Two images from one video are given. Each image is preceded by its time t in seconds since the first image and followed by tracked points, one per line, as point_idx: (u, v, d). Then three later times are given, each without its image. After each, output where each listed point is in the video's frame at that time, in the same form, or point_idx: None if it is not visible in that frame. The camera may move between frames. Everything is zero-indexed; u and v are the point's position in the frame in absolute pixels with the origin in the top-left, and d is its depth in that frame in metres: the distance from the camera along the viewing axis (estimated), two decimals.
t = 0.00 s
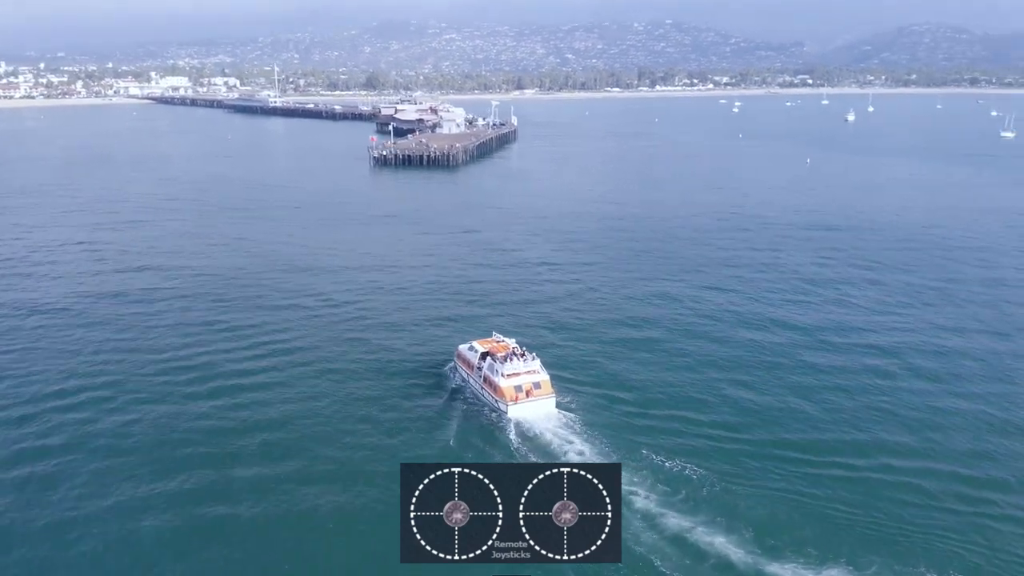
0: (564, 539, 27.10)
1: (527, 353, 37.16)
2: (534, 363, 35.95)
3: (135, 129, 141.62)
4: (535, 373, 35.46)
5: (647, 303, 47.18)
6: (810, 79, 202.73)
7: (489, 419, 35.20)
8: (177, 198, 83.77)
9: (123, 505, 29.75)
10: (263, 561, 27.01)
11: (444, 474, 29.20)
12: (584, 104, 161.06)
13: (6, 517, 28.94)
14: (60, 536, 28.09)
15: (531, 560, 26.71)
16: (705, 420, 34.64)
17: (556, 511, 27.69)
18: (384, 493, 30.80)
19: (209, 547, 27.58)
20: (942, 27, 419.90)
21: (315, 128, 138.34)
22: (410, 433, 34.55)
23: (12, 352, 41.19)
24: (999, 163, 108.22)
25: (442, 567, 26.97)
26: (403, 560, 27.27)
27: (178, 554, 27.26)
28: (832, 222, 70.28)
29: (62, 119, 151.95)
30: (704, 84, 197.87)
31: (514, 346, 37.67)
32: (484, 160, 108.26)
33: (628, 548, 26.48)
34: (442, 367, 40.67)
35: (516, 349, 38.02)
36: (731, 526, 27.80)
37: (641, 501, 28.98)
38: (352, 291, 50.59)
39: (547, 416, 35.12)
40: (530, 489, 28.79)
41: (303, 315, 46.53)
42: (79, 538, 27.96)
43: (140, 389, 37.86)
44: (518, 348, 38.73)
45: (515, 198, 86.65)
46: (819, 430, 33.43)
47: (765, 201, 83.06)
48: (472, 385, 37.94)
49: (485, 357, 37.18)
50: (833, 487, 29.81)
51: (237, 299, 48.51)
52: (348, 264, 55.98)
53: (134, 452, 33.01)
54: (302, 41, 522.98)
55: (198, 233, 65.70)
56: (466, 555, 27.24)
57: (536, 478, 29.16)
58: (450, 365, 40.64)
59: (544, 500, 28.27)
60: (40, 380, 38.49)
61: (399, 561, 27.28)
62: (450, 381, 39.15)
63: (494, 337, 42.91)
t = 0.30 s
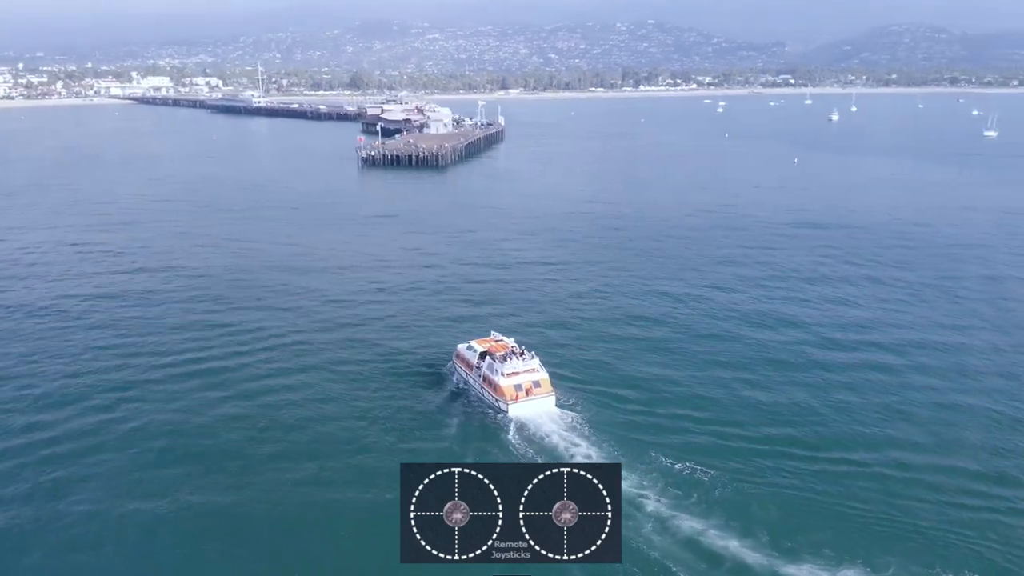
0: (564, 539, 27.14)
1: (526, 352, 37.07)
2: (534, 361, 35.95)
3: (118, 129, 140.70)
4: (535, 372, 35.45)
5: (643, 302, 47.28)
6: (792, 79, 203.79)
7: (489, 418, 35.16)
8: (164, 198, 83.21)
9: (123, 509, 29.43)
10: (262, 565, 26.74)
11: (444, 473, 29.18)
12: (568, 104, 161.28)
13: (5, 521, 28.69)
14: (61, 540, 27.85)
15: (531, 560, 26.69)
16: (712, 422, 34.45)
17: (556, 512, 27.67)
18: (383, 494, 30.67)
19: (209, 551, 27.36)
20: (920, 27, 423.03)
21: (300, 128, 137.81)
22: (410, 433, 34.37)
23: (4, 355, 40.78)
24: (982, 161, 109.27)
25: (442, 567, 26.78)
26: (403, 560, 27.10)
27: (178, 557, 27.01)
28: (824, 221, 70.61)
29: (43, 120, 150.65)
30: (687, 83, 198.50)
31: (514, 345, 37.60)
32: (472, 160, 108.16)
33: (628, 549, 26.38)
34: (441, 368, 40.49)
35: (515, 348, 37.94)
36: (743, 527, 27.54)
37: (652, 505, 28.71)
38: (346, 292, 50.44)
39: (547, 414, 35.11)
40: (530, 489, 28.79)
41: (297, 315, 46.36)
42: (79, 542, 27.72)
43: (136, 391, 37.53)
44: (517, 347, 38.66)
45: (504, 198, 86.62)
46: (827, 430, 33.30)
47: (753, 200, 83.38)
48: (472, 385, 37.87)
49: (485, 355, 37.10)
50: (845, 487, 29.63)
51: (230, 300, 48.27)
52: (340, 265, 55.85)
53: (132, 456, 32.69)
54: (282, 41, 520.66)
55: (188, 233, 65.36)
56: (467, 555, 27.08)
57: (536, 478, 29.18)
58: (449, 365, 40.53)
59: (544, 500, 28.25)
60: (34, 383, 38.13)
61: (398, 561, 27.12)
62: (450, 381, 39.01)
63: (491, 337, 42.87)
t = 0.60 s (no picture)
0: (564, 539, 27.07)
1: (526, 352, 36.95)
2: (534, 362, 35.82)
3: (99, 130, 139.62)
4: (534, 372, 35.33)
5: (639, 302, 47.38)
6: (775, 80, 204.78)
7: (489, 419, 35.01)
8: (151, 199, 82.60)
9: (121, 514, 29.04)
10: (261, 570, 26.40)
11: (444, 474, 29.23)
12: (553, 105, 161.39)
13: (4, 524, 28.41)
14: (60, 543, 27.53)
15: (531, 560, 26.54)
16: (719, 425, 34.12)
17: (556, 512, 27.68)
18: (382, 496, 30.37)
19: (208, 556, 26.96)
20: (900, 28, 425.98)
21: (285, 129, 137.21)
22: (410, 436, 34.09)
23: None
24: (966, 161, 110.12)
25: (442, 567, 26.60)
26: (403, 560, 26.91)
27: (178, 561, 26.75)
28: (815, 220, 70.93)
29: (25, 120, 149.31)
30: (671, 84, 199.11)
31: (513, 346, 37.46)
32: (460, 161, 108.04)
33: (628, 549, 26.30)
34: (440, 369, 40.24)
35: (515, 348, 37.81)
36: (758, 531, 27.14)
37: (665, 509, 28.32)
38: (341, 293, 50.30)
39: (547, 414, 34.96)
40: (529, 490, 28.82)
41: (292, 316, 46.14)
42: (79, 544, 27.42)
43: (130, 394, 37.11)
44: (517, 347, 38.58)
45: (493, 199, 86.47)
46: (835, 433, 33.04)
47: (742, 201, 83.64)
48: (471, 385, 37.71)
49: (484, 356, 36.92)
50: (856, 489, 29.33)
51: (224, 302, 48.05)
52: (333, 266, 55.68)
53: (129, 460, 32.28)
54: (262, 41, 518.15)
55: (178, 234, 64.95)
56: (467, 555, 27.02)
57: (535, 479, 29.22)
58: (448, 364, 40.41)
59: (544, 501, 28.29)
60: (27, 386, 37.68)
61: (399, 561, 26.93)
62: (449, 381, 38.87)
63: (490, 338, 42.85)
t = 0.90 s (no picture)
0: (564, 539, 27.00)
1: (526, 354, 36.68)
2: (533, 363, 35.62)
3: (81, 131, 138.57)
4: (534, 374, 35.13)
5: (635, 301, 47.38)
6: (758, 81, 205.92)
7: (488, 421, 34.76)
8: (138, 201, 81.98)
9: (121, 522, 28.55)
10: None
11: (444, 473, 28.77)
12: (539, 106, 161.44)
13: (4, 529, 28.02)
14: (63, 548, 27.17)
15: (532, 560, 26.56)
16: (729, 429, 33.64)
17: (556, 512, 27.35)
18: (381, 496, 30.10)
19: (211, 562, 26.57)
20: (879, 29, 429.18)
21: (270, 130, 136.61)
22: (411, 439, 33.74)
23: None
24: (950, 161, 110.96)
25: (442, 567, 26.53)
26: (403, 560, 26.79)
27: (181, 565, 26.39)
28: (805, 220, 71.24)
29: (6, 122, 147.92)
30: (654, 85, 199.76)
31: (512, 348, 37.21)
32: (449, 162, 107.81)
33: (629, 549, 26.23)
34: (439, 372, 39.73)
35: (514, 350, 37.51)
36: (774, 537, 26.77)
37: (678, 516, 27.83)
38: (336, 294, 50.05)
39: (547, 416, 34.77)
40: (530, 489, 28.48)
41: (288, 318, 45.85)
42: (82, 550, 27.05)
43: (126, 400, 36.54)
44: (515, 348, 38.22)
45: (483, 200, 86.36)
46: (847, 436, 32.76)
47: (732, 201, 83.90)
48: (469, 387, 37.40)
49: (483, 358, 36.63)
50: (870, 494, 29.05)
51: (218, 304, 47.69)
52: (326, 268, 55.39)
53: (127, 464, 31.83)
54: (242, 42, 515.71)
55: (168, 236, 64.48)
56: (467, 555, 26.92)
57: (535, 478, 28.83)
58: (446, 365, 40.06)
59: (544, 500, 27.95)
60: (21, 393, 37.12)
61: (398, 561, 26.82)
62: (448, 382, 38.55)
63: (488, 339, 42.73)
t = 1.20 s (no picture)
0: (564, 539, 26.92)
1: (526, 356, 36.52)
2: (534, 365, 35.50)
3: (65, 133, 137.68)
4: (534, 376, 35.02)
5: (632, 301, 47.49)
6: (741, 82, 207.09)
7: (488, 422, 34.63)
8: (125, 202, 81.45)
9: (124, 527, 28.22)
10: None
11: (444, 473, 28.68)
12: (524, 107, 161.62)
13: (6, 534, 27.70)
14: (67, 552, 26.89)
15: (533, 560, 26.52)
16: (736, 430, 33.52)
17: (556, 512, 27.31)
18: (383, 499, 29.81)
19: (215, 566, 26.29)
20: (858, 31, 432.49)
21: (256, 131, 136.13)
22: (415, 440, 33.50)
23: None
24: (936, 161, 111.88)
25: (442, 568, 26.55)
26: (403, 560, 26.73)
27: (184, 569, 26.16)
28: (796, 220, 71.66)
29: None
30: (639, 86, 200.49)
31: (512, 350, 37.04)
32: (437, 163, 107.56)
33: (628, 549, 26.24)
34: (438, 375, 39.43)
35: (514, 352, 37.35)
36: (793, 545, 26.53)
37: (694, 524, 27.41)
38: (331, 295, 49.92)
39: (548, 417, 34.70)
40: (530, 489, 28.36)
41: (284, 320, 45.64)
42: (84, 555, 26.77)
43: (126, 403, 36.28)
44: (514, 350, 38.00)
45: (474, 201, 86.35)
46: (858, 440, 32.51)
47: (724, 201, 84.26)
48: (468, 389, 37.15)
49: (483, 361, 36.42)
50: (884, 499, 28.86)
51: (212, 306, 47.41)
52: (320, 268, 55.23)
53: (129, 468, 31.54)
54: (222, 43, 513.38)
55: (159, 237, 64.12)
56: (466, 555, 26.88)
57: (535, 478, 28.69)
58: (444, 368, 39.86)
59: (544, 500, 27.88)
60: (18, 397, 36.71)
61: (399, 561, 26.75)
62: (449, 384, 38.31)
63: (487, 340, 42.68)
